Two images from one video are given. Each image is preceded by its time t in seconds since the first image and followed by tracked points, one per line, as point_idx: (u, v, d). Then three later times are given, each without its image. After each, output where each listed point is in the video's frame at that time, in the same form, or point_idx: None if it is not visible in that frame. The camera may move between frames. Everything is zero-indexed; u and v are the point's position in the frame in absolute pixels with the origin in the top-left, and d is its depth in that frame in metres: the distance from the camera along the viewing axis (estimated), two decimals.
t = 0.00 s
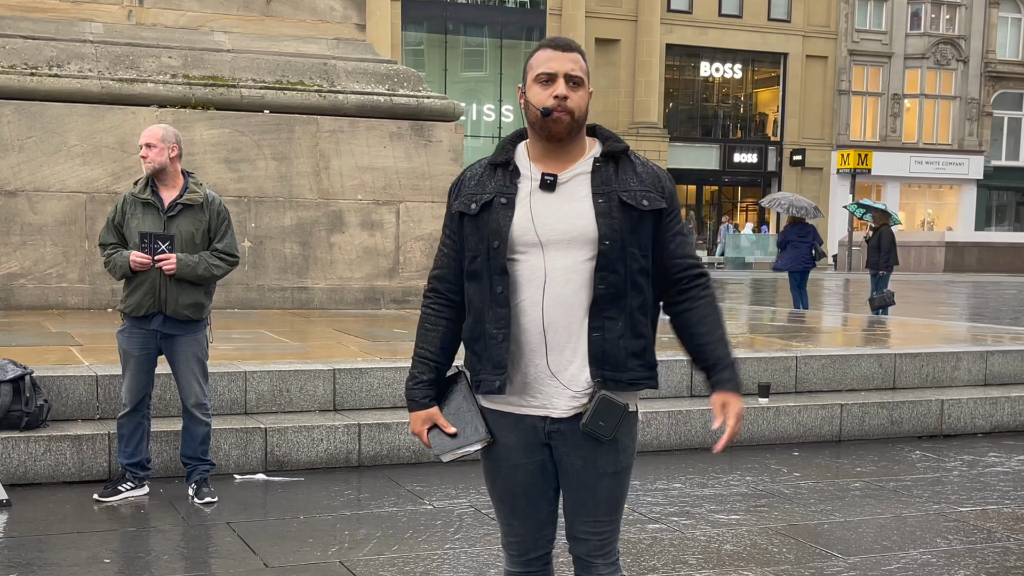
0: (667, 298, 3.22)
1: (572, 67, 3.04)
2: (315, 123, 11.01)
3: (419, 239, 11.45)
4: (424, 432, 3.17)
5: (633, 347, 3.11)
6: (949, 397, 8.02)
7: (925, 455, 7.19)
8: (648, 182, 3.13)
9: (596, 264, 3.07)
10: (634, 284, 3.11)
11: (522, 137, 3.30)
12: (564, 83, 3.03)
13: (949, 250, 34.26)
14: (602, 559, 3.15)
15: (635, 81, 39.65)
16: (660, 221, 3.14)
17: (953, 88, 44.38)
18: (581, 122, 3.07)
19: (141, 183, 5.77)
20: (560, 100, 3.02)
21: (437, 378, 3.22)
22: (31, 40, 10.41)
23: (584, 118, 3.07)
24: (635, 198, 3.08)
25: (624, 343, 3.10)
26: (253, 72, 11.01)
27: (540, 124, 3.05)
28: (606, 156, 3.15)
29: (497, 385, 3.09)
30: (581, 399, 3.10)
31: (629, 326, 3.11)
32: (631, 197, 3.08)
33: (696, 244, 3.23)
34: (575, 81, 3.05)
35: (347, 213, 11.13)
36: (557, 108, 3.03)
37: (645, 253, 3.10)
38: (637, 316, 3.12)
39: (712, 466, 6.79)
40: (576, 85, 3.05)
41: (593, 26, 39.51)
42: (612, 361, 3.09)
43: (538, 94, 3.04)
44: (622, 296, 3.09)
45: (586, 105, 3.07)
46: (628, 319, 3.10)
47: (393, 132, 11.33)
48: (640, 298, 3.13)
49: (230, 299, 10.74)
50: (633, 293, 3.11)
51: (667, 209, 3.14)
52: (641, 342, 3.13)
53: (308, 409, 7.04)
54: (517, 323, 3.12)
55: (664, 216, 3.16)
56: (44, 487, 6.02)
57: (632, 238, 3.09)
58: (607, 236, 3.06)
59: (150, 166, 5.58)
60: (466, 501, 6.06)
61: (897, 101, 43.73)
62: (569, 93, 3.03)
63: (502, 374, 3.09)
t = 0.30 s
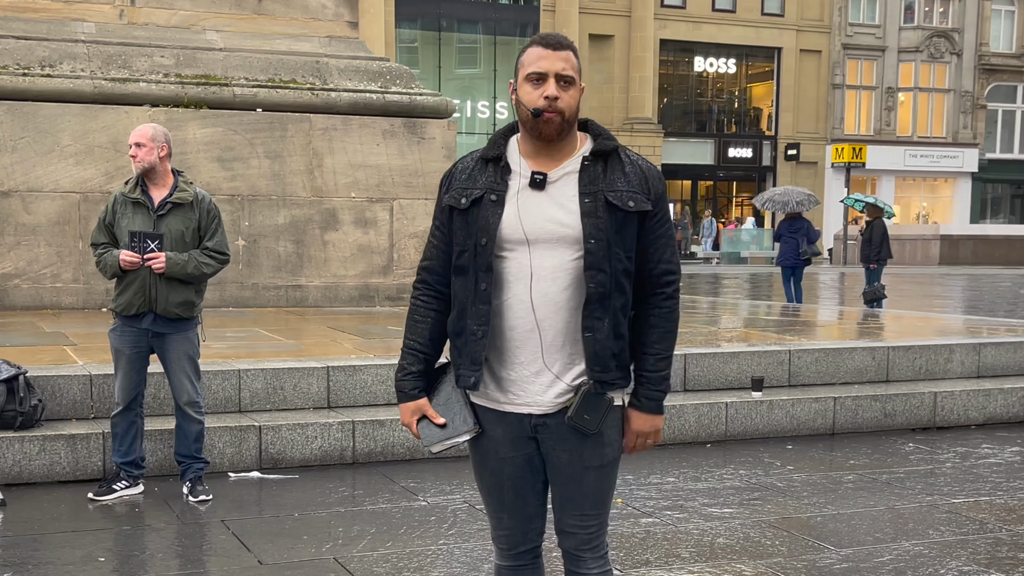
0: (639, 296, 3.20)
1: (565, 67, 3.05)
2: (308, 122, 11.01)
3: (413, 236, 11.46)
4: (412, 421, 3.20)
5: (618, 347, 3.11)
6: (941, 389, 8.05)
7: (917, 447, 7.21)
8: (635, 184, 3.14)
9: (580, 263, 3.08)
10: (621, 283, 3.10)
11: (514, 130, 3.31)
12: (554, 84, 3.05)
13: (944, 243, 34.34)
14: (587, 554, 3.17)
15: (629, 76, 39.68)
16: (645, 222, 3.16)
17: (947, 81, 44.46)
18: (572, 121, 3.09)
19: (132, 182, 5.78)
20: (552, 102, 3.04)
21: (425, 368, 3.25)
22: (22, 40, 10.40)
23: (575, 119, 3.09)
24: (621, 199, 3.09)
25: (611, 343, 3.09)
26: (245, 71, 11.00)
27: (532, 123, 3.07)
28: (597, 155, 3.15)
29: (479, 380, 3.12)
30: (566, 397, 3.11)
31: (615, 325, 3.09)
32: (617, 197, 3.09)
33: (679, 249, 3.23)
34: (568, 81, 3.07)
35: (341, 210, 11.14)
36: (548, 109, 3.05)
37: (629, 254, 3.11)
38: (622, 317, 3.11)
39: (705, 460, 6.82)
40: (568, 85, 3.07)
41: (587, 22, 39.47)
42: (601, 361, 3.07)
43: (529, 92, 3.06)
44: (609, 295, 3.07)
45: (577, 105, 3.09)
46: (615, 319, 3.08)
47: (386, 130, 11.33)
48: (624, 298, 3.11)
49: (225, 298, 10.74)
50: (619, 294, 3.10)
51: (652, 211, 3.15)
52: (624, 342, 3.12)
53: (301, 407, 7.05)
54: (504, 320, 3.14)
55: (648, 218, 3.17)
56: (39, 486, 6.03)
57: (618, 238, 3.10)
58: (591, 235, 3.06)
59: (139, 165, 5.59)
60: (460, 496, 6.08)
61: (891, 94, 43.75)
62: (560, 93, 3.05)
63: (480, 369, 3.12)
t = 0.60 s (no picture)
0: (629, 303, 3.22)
1: (543, 64, 3.03)
2: (295, 123, 10.99)
3: (401, 236, 11.46)
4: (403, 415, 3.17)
5: (609, 349, 3.10)
6: (929, 387, 8.09)
7: (906, 444, 7.24)
8: (626, 185, 3.13)
9: (570, 264, 3.08)
10: (610, 285, 3.10)
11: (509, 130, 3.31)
12: (531, 81, 3.03)
13: (930, 240, 34.51)
14: (578, 554, 3.17)
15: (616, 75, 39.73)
16: (635, 224, 3.15)
17: (933, 78, 44.67)
18: (549, 118, 3.06)
19: (118, 185, 5.76)
20: (527, 98, 3.03)
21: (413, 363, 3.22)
22: (7, 43, 10.34)
23: (553, 116, 3.06)
24: (611, 200, 3.08)
25: (600, 344, 3.08)
26: (232, 72, 10.98)
27: (512, 121, 3.07)
28: (587, 156, 3.15)
29: (469, 379, 3.11)
30: (557, 397, 3.11)
31: (604, 326, 3.09)
32: (607, 199, 3.08)
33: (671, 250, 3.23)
34: (546, 78, 3.04)
35: (329, 211, 11.12)
36: (524, 108, 3.05)
37: (619, 256, 3.10)
38: (612, 318, 3.11)
39: (695, 458, 6.83)
40: (545, 83, 3.04)
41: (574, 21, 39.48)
42: (589, 362, 3.07)
43: (510, 91, 3.07)
44: (599, 297, 3.07)
45: (556, 102, 3.05)
46: (604, 319, 3.08)
47: (373, 131, 11.32)
48: (614, 300, 3.11)
49: (213, 300, 10.71)
50: (609, 295, 3.10)
51: (642, 212, 3.15)
52: (615, 344, 3.12)
53: (291, 409, 7.05)
54: (495, 320, 3.14)
55: (638, 218, 3.17)
56: (27, 490, 6.00)
57: (607, 239, 3.09)
58: (580, 237, 3.06)
59: (125, 168, 5.57)
60: (451, 497, 6.08)
61: (878, 92, 43.93)
62: (537, 87, 3.03)
63: (471, 370, 3.11)
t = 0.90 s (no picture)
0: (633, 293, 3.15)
1: (490, 69, 3.08)
2: (285, 124, 10.98)
3: (391, 238, 11.47)
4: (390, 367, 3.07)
5: (595, 349, 3.07)
6: (919, 385, 8.14)
7: (896, 443, 7.28)
8: (617, 185, 3.11)
9: (557, 265, 3.07)
10: (598, 285, 3.08)
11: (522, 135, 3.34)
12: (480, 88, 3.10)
13: (917, 239, 34.68)
14: (576, 554, 3.17)
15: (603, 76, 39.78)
16: (627, 224, 3.11)
17: (918, 78, 44.90)
18: (500, 121, 3.07)
19: (109, 187, 5.75)
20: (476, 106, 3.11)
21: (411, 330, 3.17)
22: None
23: (501, 118, 3.07)
24: (599, 200, 3.06)
25: (587, 345, 3.06)
26: (220, 74, 10.96)
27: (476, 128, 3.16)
28: (580, 157, 3.13)
29: (458, 378, 3.13)
30: (548, 398, 3.12)
31: (592, 326, 3.07)
32: (596, 199, 3.06)
33: (674, 247, 3.16)
34: (494, 82, 3.07)
35: (319, 213, 11.12)
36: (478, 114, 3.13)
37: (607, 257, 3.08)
38: (600, 319, 3.09)
39: (687, 458, 6.85)
40: (493, 86, 3.07)
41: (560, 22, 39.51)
42: (575, 361, 3.04)
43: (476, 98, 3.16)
44: (586, 297, 3.06)
45: (502, 105, 3.06)
46: (591, 320, 3.07)
47: (362, 132, 11.33)
48: (603, 300, 3.09)
49: (203, 302, 10.68)
50: (597, 295, 3.08)
51: (635, 211, 3.10)
52: (602, 345, 3.09)
53: (284, 411, 7.04)
54: (486, 319, 3.15)
55: (631, 218, 3.12)
56: (20, 494, 5.98)
57: (595, 239, 3.07)
58: (566, 237, 3.05)
59: (118, 170, 5.56)
60: (444, 499, 6.08)
61: (864, 92, 44.11)
62: (487, 93, 3.07)
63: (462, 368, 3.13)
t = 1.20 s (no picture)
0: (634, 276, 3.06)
1: (483, 70, 3.10)
2: (275, 127, 10.96)
3: (382, 240, 11.48)
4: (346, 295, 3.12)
5: (585, 346, 3.03)
6: (910, 385, 8.18)
7: (888, 443, 7.32)
8: (601, 182, 3.08)
9: (539, 265, 3.06)
10: (583, 283, 3.06)
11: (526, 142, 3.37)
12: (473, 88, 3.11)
13: (904, 240, 34.87)
14: (573, 555, 3.15)
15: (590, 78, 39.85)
16: (612, 220, 3.08)
17: (904, 79, 45.14)
18: (491, 120, 3.09)
19: (103, 191, 5.74)
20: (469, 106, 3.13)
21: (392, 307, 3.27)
22: None
23: (492, 118, 3.08)
24: (580, 198, 3.04)
25: (572, 342, 3.02)
26: (210, 77, 10.94)
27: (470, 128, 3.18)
28: (565, 156, 3.12)
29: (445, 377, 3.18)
30: (535, 398, 3.12)
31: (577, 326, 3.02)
32: (576, 198, 3.05)
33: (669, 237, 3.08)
34: (485, 84, 3.09)
35: (309, 215, 11.12)
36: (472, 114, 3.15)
37: (590, 256, 3.06)
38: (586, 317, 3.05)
39: (681, 459, 6.88)
40: (484, 88, 3.09)
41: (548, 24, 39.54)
42: (560, 361, 3.02)
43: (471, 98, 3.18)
44: (570, 295, 3.04)
45: (494, 104, 3.07)
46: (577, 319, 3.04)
47: (353, 134, 11.32)
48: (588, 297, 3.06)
49: (194, 305, 10.66)
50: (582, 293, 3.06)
51: (619, 207, 3.07)
52: (591, 342, 3.03)
53: (278, 413, 7.03)
54: (475, 320, 3.19)
55: (619, 212, 3.09)
56: (14, 497, 5.96)
57: (579, 236, 3.05)
58: (547, 235, 3.04)
59: (112, 173, 5.55)
60: (439, 500, 6.09)
61: (850, 93, 44.34)
62: (479, 95, 3.09)
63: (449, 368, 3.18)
